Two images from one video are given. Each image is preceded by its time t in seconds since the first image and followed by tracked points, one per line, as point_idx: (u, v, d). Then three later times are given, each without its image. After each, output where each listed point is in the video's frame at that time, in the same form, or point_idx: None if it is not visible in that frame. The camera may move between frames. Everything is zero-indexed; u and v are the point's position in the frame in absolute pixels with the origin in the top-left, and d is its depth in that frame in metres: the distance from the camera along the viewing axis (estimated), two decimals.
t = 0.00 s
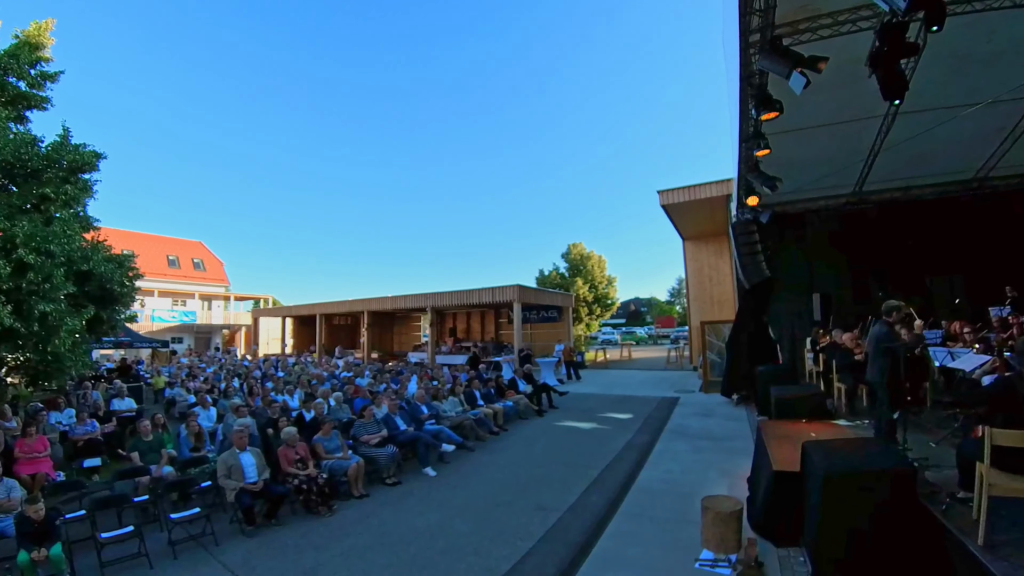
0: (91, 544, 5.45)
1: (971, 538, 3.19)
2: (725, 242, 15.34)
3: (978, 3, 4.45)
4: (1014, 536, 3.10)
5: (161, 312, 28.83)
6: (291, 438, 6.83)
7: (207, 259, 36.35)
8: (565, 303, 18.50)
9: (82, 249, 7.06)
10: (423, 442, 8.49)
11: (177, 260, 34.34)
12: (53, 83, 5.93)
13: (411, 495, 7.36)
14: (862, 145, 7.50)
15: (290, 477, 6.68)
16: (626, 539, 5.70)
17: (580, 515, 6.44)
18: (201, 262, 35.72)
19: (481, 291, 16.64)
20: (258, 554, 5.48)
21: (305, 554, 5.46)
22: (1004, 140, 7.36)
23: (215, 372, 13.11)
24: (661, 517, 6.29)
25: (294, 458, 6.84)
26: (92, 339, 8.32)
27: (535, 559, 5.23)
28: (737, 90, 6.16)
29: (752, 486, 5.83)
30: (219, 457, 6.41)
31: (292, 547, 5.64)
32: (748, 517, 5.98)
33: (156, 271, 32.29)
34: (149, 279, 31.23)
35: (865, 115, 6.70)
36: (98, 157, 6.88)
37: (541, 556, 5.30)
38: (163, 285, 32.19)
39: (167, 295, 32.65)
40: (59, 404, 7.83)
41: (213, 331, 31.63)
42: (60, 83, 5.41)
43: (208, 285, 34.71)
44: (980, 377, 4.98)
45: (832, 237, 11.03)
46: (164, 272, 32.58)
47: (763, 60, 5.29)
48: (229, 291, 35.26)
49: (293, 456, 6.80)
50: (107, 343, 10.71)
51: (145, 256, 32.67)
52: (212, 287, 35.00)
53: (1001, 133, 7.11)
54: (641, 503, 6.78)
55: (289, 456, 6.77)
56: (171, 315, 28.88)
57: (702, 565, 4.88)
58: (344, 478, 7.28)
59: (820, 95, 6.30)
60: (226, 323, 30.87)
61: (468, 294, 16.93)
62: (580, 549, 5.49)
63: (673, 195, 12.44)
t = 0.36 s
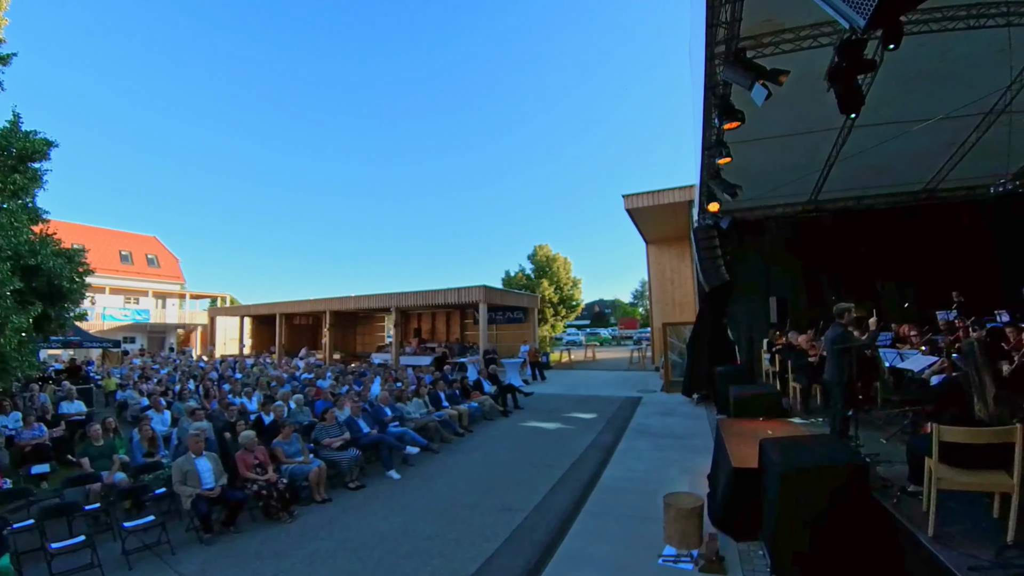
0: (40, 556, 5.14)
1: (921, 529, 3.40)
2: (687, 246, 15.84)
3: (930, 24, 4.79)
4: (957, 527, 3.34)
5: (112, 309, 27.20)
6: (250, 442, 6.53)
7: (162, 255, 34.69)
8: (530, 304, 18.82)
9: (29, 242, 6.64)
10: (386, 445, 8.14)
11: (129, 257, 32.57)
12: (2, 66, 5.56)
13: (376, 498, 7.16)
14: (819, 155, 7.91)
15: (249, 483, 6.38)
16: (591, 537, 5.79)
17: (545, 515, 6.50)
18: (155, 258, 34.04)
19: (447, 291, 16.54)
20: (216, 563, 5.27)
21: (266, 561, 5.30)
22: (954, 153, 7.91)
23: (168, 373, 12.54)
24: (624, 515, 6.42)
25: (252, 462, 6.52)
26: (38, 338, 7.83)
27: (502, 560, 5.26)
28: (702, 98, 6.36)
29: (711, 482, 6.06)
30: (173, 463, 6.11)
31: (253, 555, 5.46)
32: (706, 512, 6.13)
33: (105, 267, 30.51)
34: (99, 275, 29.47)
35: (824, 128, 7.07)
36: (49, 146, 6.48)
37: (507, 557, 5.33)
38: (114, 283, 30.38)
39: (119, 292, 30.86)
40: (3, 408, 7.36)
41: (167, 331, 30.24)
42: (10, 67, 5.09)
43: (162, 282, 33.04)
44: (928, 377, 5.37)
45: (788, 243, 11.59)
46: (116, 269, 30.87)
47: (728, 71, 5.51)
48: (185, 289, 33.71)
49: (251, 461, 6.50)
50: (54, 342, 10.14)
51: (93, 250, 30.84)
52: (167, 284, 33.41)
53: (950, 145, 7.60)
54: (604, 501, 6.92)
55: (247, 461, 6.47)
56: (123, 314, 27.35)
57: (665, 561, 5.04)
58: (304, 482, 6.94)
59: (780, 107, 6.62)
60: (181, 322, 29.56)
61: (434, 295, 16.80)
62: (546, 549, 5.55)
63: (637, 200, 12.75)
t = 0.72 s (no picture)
0: None
1: (873, 521, 3.58)
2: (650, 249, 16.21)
3: (887, 42, 5.07)
4: (905, 519, 3.53)
5: (62, 308, 25.58)
6: (207, 446, 6.27)
7: (116, 250, 32.80)
8: (495, 305, 18.92)
9: None
10: (349, 448, 7.95)
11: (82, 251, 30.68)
12: None
13: (339, 502, 6.99)
14: (780, 164, 8.23)
15: (206, 489, 6.12)
16: (556, 536, 5.82)
17: (510, 516, 6.50)
18: (108, 253, 32.13)
19: (412, 291, 16.35)
20: (169, 573, 5.02)
21: (222, 570, 5.08)
22: (904, 166, 8.39)
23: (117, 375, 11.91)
24: (588, 513, 6.51)
25: (209, 468, 6.27)
26: None
27: (468, 562, 5.22)
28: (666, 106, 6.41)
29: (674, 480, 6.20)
30: (124, 470, 5.76)
31: (210, 563, 5.23)
32: (668, 507, 6.27)
33: (57, 263, 28.67)
34: (48, 270, 27.72)
35: (783, 138, 7.36)
36: None
37: (473, 558, 5.31)
38: (64, 278, 28.71)
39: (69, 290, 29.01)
40: None
41: (119, 330, 28.74)
42: None
43: (116, 279, 31.22)
44: (878, 376, 5.68)
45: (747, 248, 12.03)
46: (65, 264, 29.07)
47: (693, 81, 5.67)
48: (139, 286, 32.00)
49: (208, 467, 6.26)
50: None
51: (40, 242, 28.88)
52: (122, 281, 31.71)
53: (903, 157, 8.04)
54: (568, 500, 6.99)
55: (203, 467, 6.21)
56: (73, 312, 25.78)
57: (629, 558, 5.12)
58: (264, 488, 6.70)
59: (743, 117, 6.85)
60: (133, 322, 28.20)
61: (398, 295, 16.57)
62: (512, 549, 5.55)
63: (603, 204, 12.94)
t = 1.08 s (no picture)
0: None
1: (829, 514, 3.76)
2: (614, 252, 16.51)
3: (847, 58, 5.34)
4: (858, 512, 3.72)
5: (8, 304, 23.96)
6: (162, 451, 5.99)
7: (66, 244, 30.94)
8: (460, 305, 18.85)
9: None
10: (310, 452, 7.75)
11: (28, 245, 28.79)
12: None
13: (301, 507, 6.81)
14: (742, 172, 8.53)
15: (161, 496, 5.83)
16: (522, 536, 5.83)
17: (477, 517, 6.50)
18: (56, 247, 30.23)
19: (376, 291, 16.09)
20: None
21: None
22: (856, 177, 8.84)
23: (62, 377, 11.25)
24: (554, 513, 6.56)
25: (163, 474, 5.99)
26: None
27: (435, 565, 5.17)
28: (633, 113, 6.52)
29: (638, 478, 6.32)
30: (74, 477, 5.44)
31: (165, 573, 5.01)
32: (630, 504, 6.39)
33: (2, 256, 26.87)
34: None
35: (744, 147, 7.62)
36: None
37: (439, 561, 5.26)
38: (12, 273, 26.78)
39: (14, 285, 26.91)
40: None
41: (67, 328, 27.16)
42: None
43: (64, 275, 29.48)
44: (832, 375, 5.95)
45: (707, 252, 12.41)
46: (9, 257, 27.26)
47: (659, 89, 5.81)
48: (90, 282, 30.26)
49: (162, 472, 5.98)
50: None
51: None
52: (71, 277, 29.93)
53: (858, 168, 8.46)
54: (534, 500, 7.02)
55: (157, 473, 5.92)
56: (19, 309, 24.21)
57: (594, 556, 5.17)
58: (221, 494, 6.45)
59: (707, 126, 7.05)
60: (83, 321, 26.74)
61: (362, 294, 16.27)
62: (479, 550, 5.54)
63: (569, 206, 13.08)
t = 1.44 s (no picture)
0: None
1: (786, 509, 3.91)
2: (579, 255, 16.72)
3: (808, 71, 5.58)
4: (813, 506, 3.90)
5: None
6: (114, 456, 5.65)
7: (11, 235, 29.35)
8: (425, 306, 18.66)
9: None
10: (270, 456, 7.52)
11: None
12: None
13: (261, 513, 6.59)
14: (704, 178, 8.78)
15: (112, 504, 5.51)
16: (488, 537, 5.83)
17: (442, 519, 6.45)
18: None
19: (338, 290, 15.74)
20: None
21: None
22: (813, 185, 9.24)
23: None
24: (520, 513, 6.58)
25: (116, 480, 5.64)
26: None
27: (400, 569, 5.10)
28: (600, 118, 6.66)
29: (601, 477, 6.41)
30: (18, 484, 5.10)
31: None
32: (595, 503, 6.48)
33: None
34: None
35: (708, 155, 7.86)
36: None
37: (405, 565, 5.18)
38: None
39: None
40: None
41: (11, 327, 25.57)
42: None
43: (9, 269, 27.83)
44: (788, 375, 6.20)
45: (670, 256, 12.71)
46: None
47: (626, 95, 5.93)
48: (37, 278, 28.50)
49: (114, 479, 5.62)
50: None
51: None
52: (15, 273, 28.30)
53: (815, 178, 8.85)
54: (500, 501, 7.02)
55: (109, 479, 5.57)
56: None
57: (560, 555, 5.20)
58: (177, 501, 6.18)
59: (671, 133, 7.24)
60: (29, 317, 25.31)
61: (324, 294, 15.89)
62: (445, 553, 5.50)
63: (535, 208, 13.16)
